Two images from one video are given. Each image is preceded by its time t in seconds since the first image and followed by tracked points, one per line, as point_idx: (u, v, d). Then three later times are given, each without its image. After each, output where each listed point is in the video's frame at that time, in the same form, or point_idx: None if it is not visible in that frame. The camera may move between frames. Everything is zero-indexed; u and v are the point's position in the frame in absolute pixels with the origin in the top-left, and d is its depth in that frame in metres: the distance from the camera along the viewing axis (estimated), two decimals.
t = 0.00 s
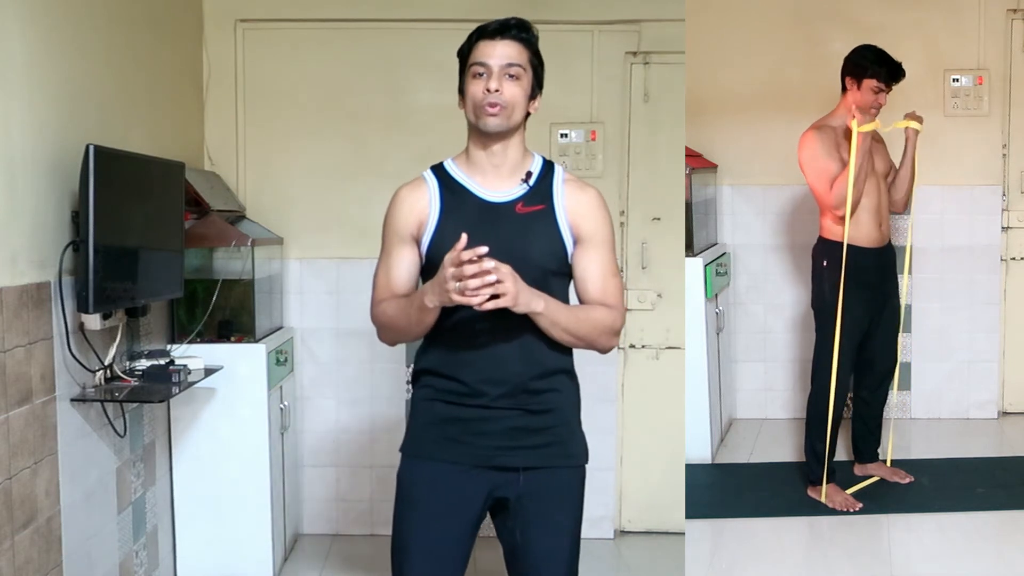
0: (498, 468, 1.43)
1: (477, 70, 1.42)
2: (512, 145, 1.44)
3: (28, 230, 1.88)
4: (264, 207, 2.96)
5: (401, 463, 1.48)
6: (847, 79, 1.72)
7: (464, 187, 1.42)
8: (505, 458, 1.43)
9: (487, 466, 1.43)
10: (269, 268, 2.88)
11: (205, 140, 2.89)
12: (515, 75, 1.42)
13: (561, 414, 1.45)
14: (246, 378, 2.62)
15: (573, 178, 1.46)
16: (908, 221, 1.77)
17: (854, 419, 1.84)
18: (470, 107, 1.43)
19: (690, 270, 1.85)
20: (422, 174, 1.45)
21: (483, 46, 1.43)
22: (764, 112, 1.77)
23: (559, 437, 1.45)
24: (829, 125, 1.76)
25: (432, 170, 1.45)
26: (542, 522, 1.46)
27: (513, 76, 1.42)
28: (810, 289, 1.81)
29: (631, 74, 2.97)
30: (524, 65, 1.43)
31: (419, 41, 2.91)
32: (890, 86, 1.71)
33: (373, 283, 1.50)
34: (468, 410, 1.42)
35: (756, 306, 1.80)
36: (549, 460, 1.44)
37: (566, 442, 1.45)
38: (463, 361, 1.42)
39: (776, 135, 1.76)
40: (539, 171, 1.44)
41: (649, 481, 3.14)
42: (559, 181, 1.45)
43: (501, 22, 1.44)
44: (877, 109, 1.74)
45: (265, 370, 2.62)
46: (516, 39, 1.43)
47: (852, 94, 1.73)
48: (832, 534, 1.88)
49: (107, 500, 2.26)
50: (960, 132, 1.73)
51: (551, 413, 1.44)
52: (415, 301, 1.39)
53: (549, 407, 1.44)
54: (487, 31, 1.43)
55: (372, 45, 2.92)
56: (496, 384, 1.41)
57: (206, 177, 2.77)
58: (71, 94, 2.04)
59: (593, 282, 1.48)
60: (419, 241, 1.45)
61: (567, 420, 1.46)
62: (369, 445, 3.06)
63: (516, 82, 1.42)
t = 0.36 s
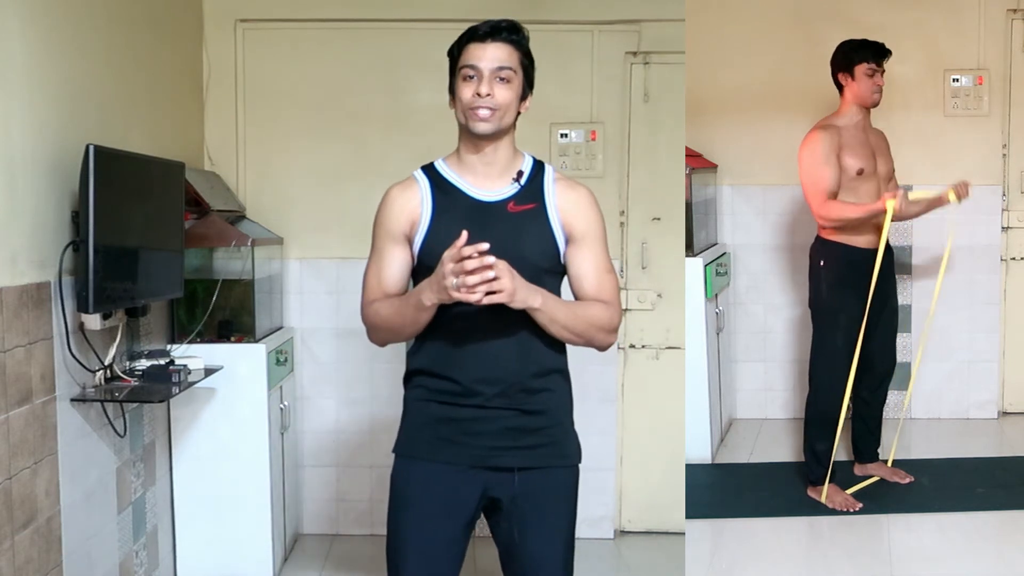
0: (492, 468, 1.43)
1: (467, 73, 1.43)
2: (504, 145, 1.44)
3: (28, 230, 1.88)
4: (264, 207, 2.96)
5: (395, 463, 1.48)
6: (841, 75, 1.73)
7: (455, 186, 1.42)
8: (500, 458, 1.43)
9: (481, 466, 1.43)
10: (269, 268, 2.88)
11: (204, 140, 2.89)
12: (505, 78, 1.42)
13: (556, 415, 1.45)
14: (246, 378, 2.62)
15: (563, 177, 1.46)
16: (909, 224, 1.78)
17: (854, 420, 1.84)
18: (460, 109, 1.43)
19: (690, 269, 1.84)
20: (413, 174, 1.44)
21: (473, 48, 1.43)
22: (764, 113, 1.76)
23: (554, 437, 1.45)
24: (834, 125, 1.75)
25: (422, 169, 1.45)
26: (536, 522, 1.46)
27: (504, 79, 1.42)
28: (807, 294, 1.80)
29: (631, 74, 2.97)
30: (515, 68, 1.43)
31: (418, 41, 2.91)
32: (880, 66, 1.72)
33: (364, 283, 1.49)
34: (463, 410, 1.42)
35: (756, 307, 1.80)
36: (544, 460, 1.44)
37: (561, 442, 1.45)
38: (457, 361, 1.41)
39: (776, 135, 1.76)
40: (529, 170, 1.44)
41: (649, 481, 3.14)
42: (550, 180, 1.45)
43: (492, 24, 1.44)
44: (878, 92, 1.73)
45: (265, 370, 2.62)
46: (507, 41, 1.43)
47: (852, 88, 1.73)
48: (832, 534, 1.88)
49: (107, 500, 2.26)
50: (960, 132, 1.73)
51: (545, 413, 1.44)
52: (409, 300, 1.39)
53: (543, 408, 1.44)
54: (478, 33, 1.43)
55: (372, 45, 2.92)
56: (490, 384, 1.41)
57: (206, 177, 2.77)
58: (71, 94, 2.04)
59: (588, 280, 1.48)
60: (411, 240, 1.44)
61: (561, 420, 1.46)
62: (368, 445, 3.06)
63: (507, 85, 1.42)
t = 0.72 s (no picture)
0: (493, 468, 1.43)
1: (475, 75, 1.42)
2: (509, 147, 1.44)
3: (28, 230, 1.88)
4: (264, 207, 2.96)
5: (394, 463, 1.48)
6: (841, 75, 1.73)
7: (457, 185, 1.42)
8: (501, 458, 1.43)
9: (482, 466, 1.43)
10: (269, 268, 2.88)
11: (204, 140, 2.89)
12: (513, 82, 1.42)
13: (556, 415, 1.45)
14: (246, 378, 2.62)
15: (567, 179, 1.46)
16: (907, 221, 1.77)
17: (854, 420, 1.86)
18: (467, 110, 1.43)
19: (690, 269, 1.85)
20: (417, 173, 1.44)
21: (482, 51, 1.42)
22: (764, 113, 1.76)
23: (554, 437, 1.45)
24: (837, 125, 1.76)
25: (425, 168, 1.45)
26: (536, 522, 1.46)
27: (512, 83, 1.42)
28: (807, 292, 1.80)
29: (631, 74, 2.97)
30: (524, 72, 1.43)
31: (418, 41, 2.91)
32: (880, 61, 1.71)
33: (365, 282, 1.49)
34: (464, 410, 1.42)
35: (756, 307, 1.80)
36: (544, 460, 1.44)
37: (561, 442, 1.46)
38: (458, 361, 1.41)
39: (776, 135, 1.76)
40: (533, 171, 1.44)
41: (650, 481, 3.14)
42: (554, 181, 1.45)
43: (503, 27, 1.43)
44: (882, 88, 1.73)
45: (264, 370, 2.62)
46: (516, 46, 1.42)
47: (855, 87, 1.73)
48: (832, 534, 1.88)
49: (107, 499, 2.26)
50: (960, 133, 1.73)
51: (546, 413, 1.44)
52: (413, 300, 1.39)
53: (543, 408, 1.44)
54: (488, 36, 1.42)
55: (372, 45, 2.92)
56: (491, 384, 1.41)
57: (206, 177, 2.77)
58: (71, 94, 2.04)
59: (588, 281, 1.48)
60: (413, 239, 1.45)
61: (562, 420, 1.46)
62: (368, 445, 3.06)
63: (515, 89, 1.42)
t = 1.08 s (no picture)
0: (496, 468, 1.43)
1: (484, 72, 1.42)
2: (516, 146, 1.44)
3: (28, 230, 1.88)
4: (264, 207, 2.96)
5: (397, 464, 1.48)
6: (850, 77, 1.72)
7: (463, 184, 1.42)
8: (504, 458, 1.43)
9: (484, 466, 1.43)
10: (269, 268, 2.88)
11: (205, 140, 2.89)
12: (522, 80, 1.42)
13: (559, 415, 1.45)
14: (246, 378, 2.62)
15: (574, 180, 1.46)
16: (907, 222, 1.77)
17: (854, 420, 1.87)
18: (475, 108, 1.43)
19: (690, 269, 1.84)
20: (423, 171, 1.44)
21: (491, 47, 1.42)
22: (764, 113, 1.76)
23: (557, 437, 1.45)
24: (844, 127, 1.75)
25: (432, 167, 1.45)
26: (539, 522, 1.46)
27: (521, 81, 1.42)
28: (807, 292, 1.81)
29: (631, 74, 2.97)
30: (532, 70, 1.42)
31: (418, 41, 2.91)
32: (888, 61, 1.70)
33: (370, 279, 1.49)
34: (467, 410, 1.42)
35: (756, 307, 1.80)
36: (547, 460, 1.44)
37: (564, 442, 1.45)
38: (461, 360, 1.42)
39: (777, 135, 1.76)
40: (540, 172, 1.44)
41: (650, 481, 3.14)
42: (560, 182, 1.45)
43: (512, 25, 1.43)
44: (891, 90, 1.72)
45: (264, 370, 2.62)
46: (525, 43, 1.42)
47: (864, 89, 1.72)
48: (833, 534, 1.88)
49: (107, 499, 2.26)
50: (960, 133, 1.73)
51: (548, 413, 1.44)
52: (417, 296, 1.39)
53: (546, 408, 1.44)
54: (496, 34, 1.41)
55: (372, 45, 2.92)
56: (494, 384, 1.41)
57: (206, 177, 2.77)
58: (71, 94, 2.04)
59: (596, 282, 1.48)
60: (419, 238, 1.45)
61: (565, 420, 1.46)
62: (367, 445, 3.06)
63: (523, 87, 1.42)
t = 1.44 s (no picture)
0: (500, 468, 1.43)
1: (486, 71, 1.42)
2: (522, 144, 1.44)
3: (28, 230, 1.88)
4: (264, 207, 2.96)
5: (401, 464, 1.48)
6: (878, 90, 1.72)
7: (471, 185, 1.42)
8: (508, 458, 1.43)
9: (488, 466, 1.43)
10: (269, 268, 2.89)
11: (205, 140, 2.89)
12: (525, 76, 1.42)
13: (563, 414, 1.45)
14: (246, 378, 2.62)
15: (579, 181, 1.47)
16: (908, 222, 1.78)
17: (853, 419, 1.86)
18: (480, 107, 1.43)
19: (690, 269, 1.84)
20: (429, 171, 1.44)
21: (492, 46, 1.42)
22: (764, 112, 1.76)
23: (561, 437, 1.45)
24: (857, 137, 1.74)
25: (437, 166, 1.45)
26: (543, 522, 1.46)
27: (524, 76, 1.42)
28: (798, 292, 1.81)
29: (631, 74, 2.97)
30: (534, 65, 1.42)
31: (418, 41, 2.91)
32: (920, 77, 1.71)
33: (377, 279, 1.49)
34: (472, 410, 1.42)
35: (756, 307, 1.80)
36: (551, 460, 1.44)
37: (568, 442, 1.46)
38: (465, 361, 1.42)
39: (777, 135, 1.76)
40: (546, 173, 1.45)
41: (650, 481, 3.14)
42: (566, 183, 1.46)
43: (510, 23, 1.43)
44: (914, 112, 1.73)
45: (264, 370, 2.62)
46: (524, 39, 1.42)
47: (886, 104, 1.72)
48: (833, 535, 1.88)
49: (107, 499, 2.26)
50: (961, 133, 1.73)
51: (553, 413, 1.44)
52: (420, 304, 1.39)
53: (550, 408, 1.44)
54: (496, 32, 1.42)
55: (372, 45, 2.92)
56: (498, 385, 1.41)
57: (206, 177, 2.77)
58: (71, 93, 2.04)
59: (597, 283, 1.48)
60: (425, 239, 1.44)
61: (569, 419, 1.46)
62: (367, 444, 3.06)
63: (527, 82, 1.42)
